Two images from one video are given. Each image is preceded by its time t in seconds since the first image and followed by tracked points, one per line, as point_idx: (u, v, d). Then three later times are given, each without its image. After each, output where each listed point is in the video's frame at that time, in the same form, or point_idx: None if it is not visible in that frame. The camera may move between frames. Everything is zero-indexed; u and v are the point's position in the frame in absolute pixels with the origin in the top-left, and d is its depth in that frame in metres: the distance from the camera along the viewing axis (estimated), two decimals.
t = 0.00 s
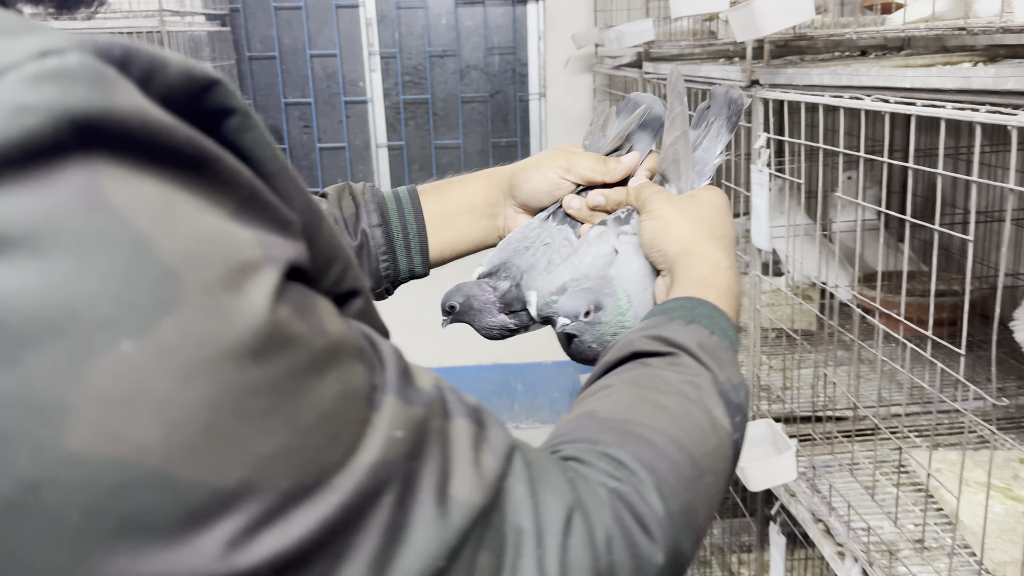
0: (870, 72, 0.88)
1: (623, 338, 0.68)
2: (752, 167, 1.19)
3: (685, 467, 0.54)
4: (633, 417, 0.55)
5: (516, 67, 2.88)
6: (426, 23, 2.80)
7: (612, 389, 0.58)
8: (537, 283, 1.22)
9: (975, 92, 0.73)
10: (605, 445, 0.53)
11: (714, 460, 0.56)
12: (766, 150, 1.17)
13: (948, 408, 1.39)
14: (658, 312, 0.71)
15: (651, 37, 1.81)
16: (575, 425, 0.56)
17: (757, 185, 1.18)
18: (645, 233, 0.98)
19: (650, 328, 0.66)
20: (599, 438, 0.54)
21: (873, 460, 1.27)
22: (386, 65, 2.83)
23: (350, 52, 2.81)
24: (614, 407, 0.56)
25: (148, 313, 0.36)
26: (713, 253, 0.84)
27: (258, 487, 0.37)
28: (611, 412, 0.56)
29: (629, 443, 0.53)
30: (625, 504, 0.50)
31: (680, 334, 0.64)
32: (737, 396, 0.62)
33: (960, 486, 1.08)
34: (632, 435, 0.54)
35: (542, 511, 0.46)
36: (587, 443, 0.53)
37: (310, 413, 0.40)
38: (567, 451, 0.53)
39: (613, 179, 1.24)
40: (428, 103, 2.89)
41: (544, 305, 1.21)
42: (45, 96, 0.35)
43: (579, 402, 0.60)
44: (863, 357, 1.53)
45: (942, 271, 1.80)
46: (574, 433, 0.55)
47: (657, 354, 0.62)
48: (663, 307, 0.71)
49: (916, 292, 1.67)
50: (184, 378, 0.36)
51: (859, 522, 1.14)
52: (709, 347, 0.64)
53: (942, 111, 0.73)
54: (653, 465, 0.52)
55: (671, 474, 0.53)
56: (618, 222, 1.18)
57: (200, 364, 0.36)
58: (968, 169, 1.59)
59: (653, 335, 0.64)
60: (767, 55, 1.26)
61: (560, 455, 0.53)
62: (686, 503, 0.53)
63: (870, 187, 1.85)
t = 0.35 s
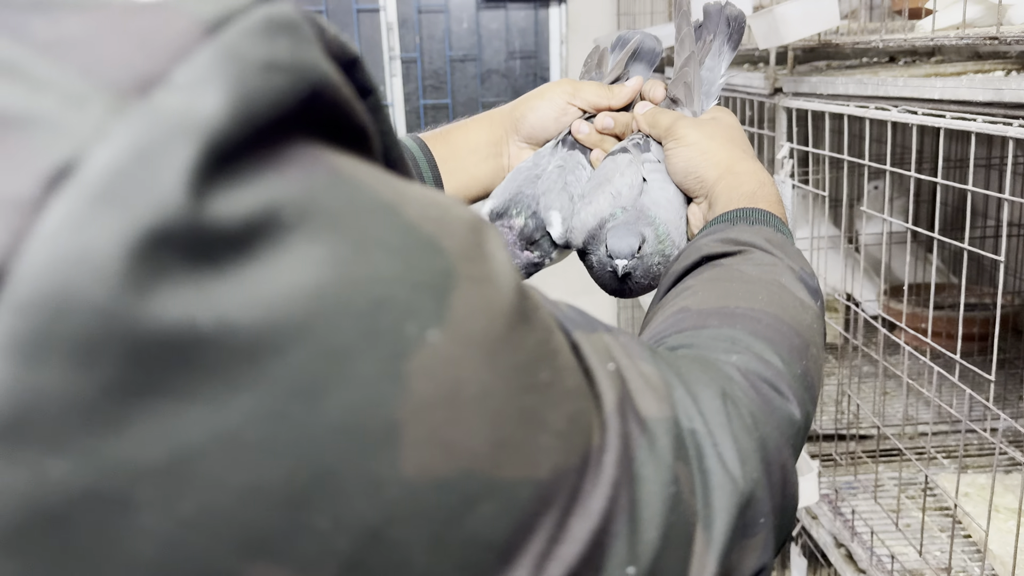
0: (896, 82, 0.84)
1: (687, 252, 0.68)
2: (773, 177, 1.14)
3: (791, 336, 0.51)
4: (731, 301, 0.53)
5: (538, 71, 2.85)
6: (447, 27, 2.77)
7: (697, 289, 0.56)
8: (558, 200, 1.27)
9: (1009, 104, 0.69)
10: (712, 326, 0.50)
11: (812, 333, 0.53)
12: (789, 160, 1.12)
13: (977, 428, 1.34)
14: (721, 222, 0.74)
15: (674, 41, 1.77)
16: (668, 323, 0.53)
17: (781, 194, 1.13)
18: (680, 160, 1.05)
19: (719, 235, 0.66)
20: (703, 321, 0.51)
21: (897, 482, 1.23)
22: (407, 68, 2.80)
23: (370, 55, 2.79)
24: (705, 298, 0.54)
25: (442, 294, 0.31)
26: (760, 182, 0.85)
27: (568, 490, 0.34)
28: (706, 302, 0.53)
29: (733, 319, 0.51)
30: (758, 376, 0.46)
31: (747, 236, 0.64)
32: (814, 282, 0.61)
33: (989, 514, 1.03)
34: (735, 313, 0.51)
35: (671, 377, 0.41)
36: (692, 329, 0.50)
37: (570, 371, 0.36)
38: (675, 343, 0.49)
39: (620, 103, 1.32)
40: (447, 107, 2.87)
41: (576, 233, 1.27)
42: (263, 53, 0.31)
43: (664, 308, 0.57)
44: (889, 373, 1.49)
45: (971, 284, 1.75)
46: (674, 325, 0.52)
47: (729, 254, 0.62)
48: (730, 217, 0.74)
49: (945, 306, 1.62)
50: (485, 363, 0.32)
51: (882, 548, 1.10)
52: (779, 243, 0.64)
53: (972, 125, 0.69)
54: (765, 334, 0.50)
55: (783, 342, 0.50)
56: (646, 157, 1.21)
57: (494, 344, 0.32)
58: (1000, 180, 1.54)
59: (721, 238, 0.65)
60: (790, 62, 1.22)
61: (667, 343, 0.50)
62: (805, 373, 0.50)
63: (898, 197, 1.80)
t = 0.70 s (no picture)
0: (906, 102, 0.83)
1: (687, 271, 0.74)
2: (787, 196, 1.13)
3: (787, 385, 0.57)
4: (734, 346, 0.58)
5: (554, 83, 2.85)
6: (463, 41, 2.78)
7: (700, 328, 0.61)
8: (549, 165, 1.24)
9: (1017, 126, 0.68)
10: (717, 375, 0.55)
11: (808, 381, 0.59)
12: (800, 178, 1.11)
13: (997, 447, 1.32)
14: (718, 243, 0.78)
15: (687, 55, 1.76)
16: (673, 361, 0.58)
17: (792, 211, 1.12)
18: (689, 157, 1.06)
19: (717, 261, 0.72)
20: (710, 368, 0.56)
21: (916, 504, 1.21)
22: (423, 83, 2.83)
23: (387, 72, 2.82)
24: (711, 340, 0.59)
25: (577, 469, 0.32)
26: (756, 199, 0.89)
27: None
28: (710, 345, 0.58)
29: (737, 369, 0.56)
30: (762, 435, 0.51)
31: (743, 266, 0.70)
32: (804, 321, 0.68)
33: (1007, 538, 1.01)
34: (740, 364, 0.56)
35: (701, 457, 0.45)
36: (698, 380, 0.55)
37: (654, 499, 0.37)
38: (683, 392, 0.53)
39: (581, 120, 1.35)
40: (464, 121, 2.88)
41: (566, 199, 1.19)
42: (405, 222, 0.29)
43: (666, 344, 0.62)
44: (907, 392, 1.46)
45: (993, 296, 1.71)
46: (680, 364, 0.58)
47: (724, 286, 0.67)
48: (725, 240, 0.78)
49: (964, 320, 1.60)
50: (612, 527, 0.33)
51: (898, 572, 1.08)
52: (773, 277, 0.70)
53: (981, 147, 0.68)
54: (767, 385, 0.55)
55: (783, 395, 0.56)
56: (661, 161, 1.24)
57: (618, 507, 0.33)
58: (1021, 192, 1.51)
59: (718, 265, 0.70)
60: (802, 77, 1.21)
61: (674, 385, 0.55)
62: (801, 424, 0.56)
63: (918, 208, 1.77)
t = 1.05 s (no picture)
0: (917, 146, 0.82)
1: (593, 320, 0.78)
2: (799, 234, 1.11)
3: (672, 462, 0.62)
4: (628, 422, 0.63)
5: (567, 111, 2.84)
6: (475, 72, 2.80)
7: (600, 395, 0.65)
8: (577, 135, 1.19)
9: None
10: (613, 452, 0.59)
11: (692, 455, 0.66)
12: (812, 217, 1.09)
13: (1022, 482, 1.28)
14: (629, 295, 0.83)
15: (698, 86, 1.76)
16: (571, 427, 0.62)
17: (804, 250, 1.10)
18: (671, 219, 1.10)
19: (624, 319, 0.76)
20: (605, 443, 0.60)
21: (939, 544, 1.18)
22: (437, 115, 2.86)
23: (400, 104, 2.85)
24: (607, 412, 0.63)
25: None
26: (677, 258, 0.95)
27: None
28: (607, 417, 0.62)
29: (631, 447, 0.61)
30: (645, 516, 0.56)
31: (648, 331, 0.75)
32: (697, 390, 0.74)
33: None
34: (632, 442, 0.61)
35: (606, 532, 0.49)
36: (594, 452, 0.59)
37: None
38: (581, 462, 0.57)
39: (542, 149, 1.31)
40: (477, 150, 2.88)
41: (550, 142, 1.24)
42: (412, 381, 0.27)
43: (570, 402, 0.65)
44: (929, 423, 1.43)
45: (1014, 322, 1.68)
46: (578, 432, 0.61)
47: (626, 348, 0.72)
48: (638, 294, 0.83)
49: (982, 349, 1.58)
50: None
51: None
52: (675, 344, 0.76)
53: (994, 196, 0.67)
54: (654, 465, 0.61)
55: (667, 475, 0.61)
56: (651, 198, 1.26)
57: None
58: None
59: (624, 325, 0.75)
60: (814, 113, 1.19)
61: (571, 456, 0.58)
62: (681, 501, 0.62)
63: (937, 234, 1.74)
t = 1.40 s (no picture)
0: (925, 198, 0.81)
1: (558, 386, 0.76)
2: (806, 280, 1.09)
3: (646, 534, 0.60)
4: (596, 494, 0.61)
5: (570, 144, 2.83)
6: (478, 108, 2.79)
7: (568, 465, 0.63)
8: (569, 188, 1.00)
9: None
10: (581, 527, 0.57)
11: (666, 525, 0.63)
12: (819, 263, 1.07)
13: None
14: (595, 355, 0.81)
15: (699, 122, 1.75)
16: (538, 504, 0.59)
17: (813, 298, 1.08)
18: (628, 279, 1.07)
19: (590, 383, 0.75)
20: (573, 518, 0.58)
21: None
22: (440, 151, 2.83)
23: (403, 141, 2.83)
24: (575, 484, 0.61)
25: None
26: (645, 317, 0.93)
27: None
28: (576, 490, 0.61)
29: (600, 521, 0.58)
30: None
31: (616, 394, 0.74)
32: (666, 454, 0.72)
33: None
34: (601, 514, 0.59)
35: None
36: (563, 530, 0.56)
37: None
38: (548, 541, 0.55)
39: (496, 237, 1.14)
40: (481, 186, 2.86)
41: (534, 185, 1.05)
42: None
43: (536, 476, 0.63)
44: (943, 464, 1.39)
45: None
46: (546, 508, 0.59)
47: (594, 413, 0.71)
48: (604, 354, 0.81)
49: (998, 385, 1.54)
50: None
51: None
52: (643, 407, 0.75)
53: (1005, 254, 0.65)
54: (626, 537, 0.58)
55: (640, 549, 0.58)
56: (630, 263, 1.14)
57: None
58: None
59: (590, 388, 0.73)
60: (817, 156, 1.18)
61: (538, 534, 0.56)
62: None
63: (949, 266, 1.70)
